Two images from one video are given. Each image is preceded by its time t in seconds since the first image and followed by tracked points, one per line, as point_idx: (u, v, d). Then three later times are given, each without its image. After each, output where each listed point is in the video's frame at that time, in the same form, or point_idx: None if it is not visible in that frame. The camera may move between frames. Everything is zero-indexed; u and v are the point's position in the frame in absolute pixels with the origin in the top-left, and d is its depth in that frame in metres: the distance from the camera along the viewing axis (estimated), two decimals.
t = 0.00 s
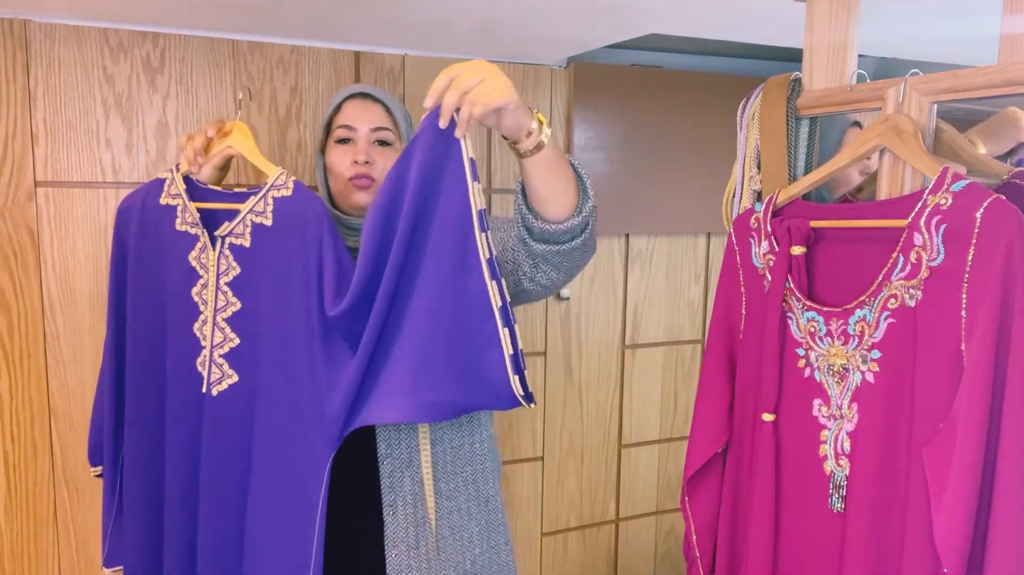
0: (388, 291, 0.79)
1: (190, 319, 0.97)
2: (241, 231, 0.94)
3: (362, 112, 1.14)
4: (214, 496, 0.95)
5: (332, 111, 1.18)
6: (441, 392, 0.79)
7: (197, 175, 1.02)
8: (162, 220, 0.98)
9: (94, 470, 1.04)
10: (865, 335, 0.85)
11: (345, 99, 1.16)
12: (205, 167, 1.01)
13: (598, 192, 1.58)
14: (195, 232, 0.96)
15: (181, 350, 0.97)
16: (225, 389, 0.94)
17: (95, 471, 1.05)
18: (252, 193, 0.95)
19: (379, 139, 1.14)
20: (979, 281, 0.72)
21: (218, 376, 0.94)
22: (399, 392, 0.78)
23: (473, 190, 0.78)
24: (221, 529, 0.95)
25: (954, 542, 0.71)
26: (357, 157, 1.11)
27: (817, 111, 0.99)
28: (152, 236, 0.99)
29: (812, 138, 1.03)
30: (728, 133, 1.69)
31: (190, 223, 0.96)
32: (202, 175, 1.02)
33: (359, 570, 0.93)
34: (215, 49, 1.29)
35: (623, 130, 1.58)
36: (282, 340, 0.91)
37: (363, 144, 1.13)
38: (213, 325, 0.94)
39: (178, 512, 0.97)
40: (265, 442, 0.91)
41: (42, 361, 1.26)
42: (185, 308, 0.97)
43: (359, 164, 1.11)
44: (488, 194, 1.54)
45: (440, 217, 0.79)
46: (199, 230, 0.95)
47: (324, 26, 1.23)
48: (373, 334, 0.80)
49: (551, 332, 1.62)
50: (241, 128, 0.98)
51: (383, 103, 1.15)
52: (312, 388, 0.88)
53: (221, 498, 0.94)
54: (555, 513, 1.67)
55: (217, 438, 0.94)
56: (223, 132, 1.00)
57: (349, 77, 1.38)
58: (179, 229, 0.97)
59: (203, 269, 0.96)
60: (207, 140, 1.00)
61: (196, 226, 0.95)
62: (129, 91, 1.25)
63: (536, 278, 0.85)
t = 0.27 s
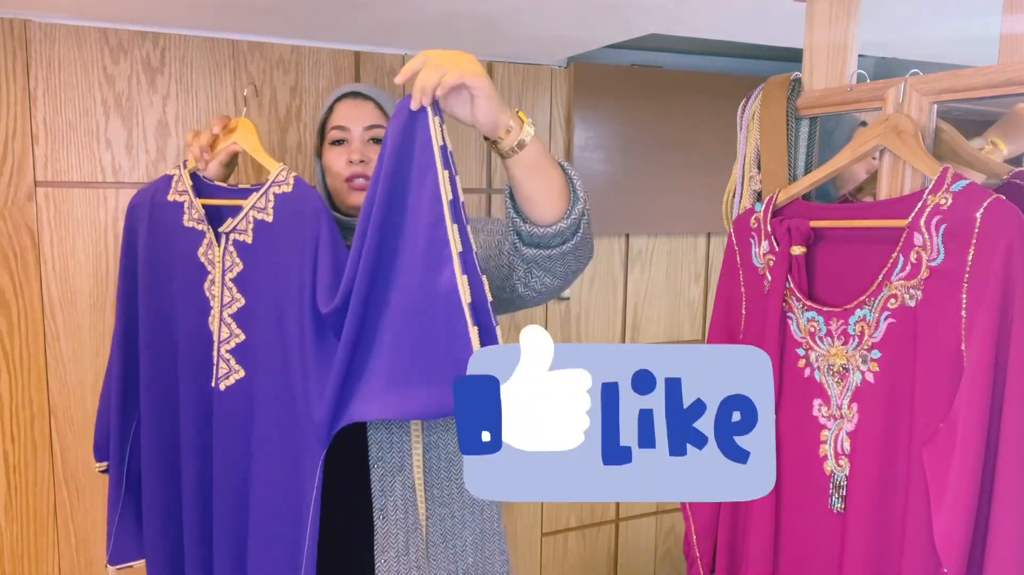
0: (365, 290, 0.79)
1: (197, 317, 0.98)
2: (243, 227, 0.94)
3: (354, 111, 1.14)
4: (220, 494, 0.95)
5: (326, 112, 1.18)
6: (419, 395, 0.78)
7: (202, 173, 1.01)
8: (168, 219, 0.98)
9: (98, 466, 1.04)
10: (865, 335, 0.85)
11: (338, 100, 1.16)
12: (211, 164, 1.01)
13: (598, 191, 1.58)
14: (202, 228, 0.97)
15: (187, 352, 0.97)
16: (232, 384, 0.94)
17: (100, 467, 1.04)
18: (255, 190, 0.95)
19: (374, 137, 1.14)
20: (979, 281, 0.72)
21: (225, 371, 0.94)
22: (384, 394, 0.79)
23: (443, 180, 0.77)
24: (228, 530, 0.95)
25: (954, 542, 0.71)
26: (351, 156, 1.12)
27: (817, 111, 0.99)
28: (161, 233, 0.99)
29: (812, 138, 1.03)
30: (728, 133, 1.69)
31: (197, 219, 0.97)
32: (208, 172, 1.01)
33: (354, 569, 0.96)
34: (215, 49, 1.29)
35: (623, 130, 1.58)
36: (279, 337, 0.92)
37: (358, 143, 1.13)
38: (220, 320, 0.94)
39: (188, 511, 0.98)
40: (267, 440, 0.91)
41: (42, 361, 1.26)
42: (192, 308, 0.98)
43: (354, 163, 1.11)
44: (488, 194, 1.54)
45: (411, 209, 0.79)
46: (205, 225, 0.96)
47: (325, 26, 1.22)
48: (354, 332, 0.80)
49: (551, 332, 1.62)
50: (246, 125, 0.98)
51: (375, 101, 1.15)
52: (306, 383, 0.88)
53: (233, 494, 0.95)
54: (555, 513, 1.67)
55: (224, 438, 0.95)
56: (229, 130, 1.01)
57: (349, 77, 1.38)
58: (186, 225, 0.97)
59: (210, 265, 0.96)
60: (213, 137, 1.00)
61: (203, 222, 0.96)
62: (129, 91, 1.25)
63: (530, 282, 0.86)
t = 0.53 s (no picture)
0: (362, 297, 0.79)
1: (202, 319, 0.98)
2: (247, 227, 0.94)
3: (353, 110, 1.14)
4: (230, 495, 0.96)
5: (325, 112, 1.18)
6: (405, 416, 0.77)
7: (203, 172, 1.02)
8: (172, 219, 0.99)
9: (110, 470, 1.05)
10: (865, 335, 0.85)
11: (336, 99, 1.16)
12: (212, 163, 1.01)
13: (598, 192, 1.58)
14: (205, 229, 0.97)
15: (194, 354, 0.98)
16: (240, 386, 0.95)
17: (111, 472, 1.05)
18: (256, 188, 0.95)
19: (373, 136, 1.14)
20: (979, 280, 0.72)
21: (233, 372, 0.95)
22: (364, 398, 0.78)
23: (432, 188, 0.75)
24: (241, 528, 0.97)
25: (954, 542, 0.71)
26: (351, 156, 1.13)
27: (817, 110, 0.99)
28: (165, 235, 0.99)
29: (812, 138, 1.03)
30: (728, 133, 1.69)
31: (200, 221, 0.97)
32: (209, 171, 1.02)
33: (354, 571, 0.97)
34: (215, 49, 1.29)
35: (623, 130, 1.58)
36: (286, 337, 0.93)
37: (357, 143, 1.13)
38: (226, 322, 0.95)
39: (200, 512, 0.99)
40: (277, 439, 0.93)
41: (42, 361, 1.26)
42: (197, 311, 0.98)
43: (354, 163, 1.13)
44: (488, 194, 1.54)
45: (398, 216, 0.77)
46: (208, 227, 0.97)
47: (325, 26, 1.23)
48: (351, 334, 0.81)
49: (551, 332, 1.62)
50: (245, 123, 0.98)
51: (374, 100, 1.15)
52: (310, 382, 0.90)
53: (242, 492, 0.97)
54: (555, 513, 1.67)
55: (232, 440, 0.96)
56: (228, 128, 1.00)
57: (349, 77, 1.38)
58: (189, 227, 0.97)
59: (215, 265, 0.97)
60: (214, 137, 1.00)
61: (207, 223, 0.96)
62: (129, 91, 1.25)
63: (530, 292, 0.85)
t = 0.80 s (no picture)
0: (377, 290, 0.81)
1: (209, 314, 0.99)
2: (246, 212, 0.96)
3: (369, 112, 1.17)
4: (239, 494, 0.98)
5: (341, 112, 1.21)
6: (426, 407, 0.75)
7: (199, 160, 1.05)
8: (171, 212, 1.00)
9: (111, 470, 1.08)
10: (865, 335, 0.85)
11: (351, 100, 1.19)
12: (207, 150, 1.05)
13: (598, 192, 1.59)
14: (204, 220, 0.99)
15: (199, 353, 1.00)
16: (245, 378, 0.97)
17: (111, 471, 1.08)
18: (253, 173, 0.97)
19: (387, 138, 1.17)
20: (980, 280, 0.72)
21: (238, 366, 0.97)
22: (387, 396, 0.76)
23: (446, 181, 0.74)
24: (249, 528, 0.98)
25: (954, 541, 0.71)
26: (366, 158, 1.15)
27: (817, 110, 0.99)
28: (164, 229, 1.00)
29: (812, 138, 1.03)
30: (728, 133, 1.69)
31: (198, 211, 0.98)
32: (205, 157, 1.05)
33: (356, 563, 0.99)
34: (215, 48, 1.29)
35: (623, 129, 1.58)
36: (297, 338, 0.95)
37: (372, 144, 1.16)
38: (229, 314, 0.97)
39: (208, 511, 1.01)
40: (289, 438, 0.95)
41: (42, 361, 1.26)
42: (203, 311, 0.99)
43: (368, 164, 1.15)
44: (487, 194, 1.53)
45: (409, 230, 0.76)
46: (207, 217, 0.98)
47: (324, 26, 1.23)
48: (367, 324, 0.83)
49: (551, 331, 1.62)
50: (237, 105, 1.00)
51: (391, 103, 1.18)
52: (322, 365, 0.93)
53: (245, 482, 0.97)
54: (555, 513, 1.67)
55: (240, 439, 0.97)
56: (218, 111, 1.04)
57: (349, 77, 1.38)
58: (188, 218, 0.99)
59: (215, 257, 0.98)
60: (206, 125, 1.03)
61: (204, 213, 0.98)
62: (129, 91, 1.25)
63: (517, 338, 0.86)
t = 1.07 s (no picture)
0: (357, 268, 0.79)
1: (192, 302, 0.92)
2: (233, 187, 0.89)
3: (394, 107, 1.11)
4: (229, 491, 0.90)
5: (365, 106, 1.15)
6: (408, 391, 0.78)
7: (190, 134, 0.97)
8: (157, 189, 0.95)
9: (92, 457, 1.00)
10: (865, 335, 0.85)
11: (376, 95, 1.13)
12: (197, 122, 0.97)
13: (598, 192, 1.59)
14: (192, 196, 0.92)
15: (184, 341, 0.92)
16: (229, 365, 0.90)
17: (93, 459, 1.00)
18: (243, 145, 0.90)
19: (410, 136, 1.11)
20: (979, 280, 0.72)
21: (221, 353, 0.90)
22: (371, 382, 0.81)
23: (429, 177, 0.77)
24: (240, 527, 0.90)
25: (954, 542, 0.71)
26: (385, 153, 1.09)
27: (817, 110, 0.99)
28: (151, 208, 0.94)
29: (812, 138, 1.03)
30: (728, 132, 1.69)
31: (186, 186, 0.92)
32: (195, 129, 0.97)
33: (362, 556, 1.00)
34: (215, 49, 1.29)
35: (623, 129, 1.58)
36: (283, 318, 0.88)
37: (393, 140, 1.10)
38: (213, 297, 0.90)
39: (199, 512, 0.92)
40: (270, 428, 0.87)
41: (42, 362, 1.26)
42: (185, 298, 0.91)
43: (388, 160, 1.09)
44: (487, 194, 1.53)
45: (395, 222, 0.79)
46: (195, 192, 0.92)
47: (324, 26, 1.23)
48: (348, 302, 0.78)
49: (551, 332, 1.63)
50: (223, 71, 0.92)
51: (416, 99, 1.12)
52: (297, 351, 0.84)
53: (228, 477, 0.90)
54: (555, 513, 1.67)
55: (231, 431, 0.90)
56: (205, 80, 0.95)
57: (349, 77, 1.38)
58: (177, 193, 0.93)
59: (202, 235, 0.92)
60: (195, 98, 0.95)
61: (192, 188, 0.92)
62: (128, 91, 1.25)
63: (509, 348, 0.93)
